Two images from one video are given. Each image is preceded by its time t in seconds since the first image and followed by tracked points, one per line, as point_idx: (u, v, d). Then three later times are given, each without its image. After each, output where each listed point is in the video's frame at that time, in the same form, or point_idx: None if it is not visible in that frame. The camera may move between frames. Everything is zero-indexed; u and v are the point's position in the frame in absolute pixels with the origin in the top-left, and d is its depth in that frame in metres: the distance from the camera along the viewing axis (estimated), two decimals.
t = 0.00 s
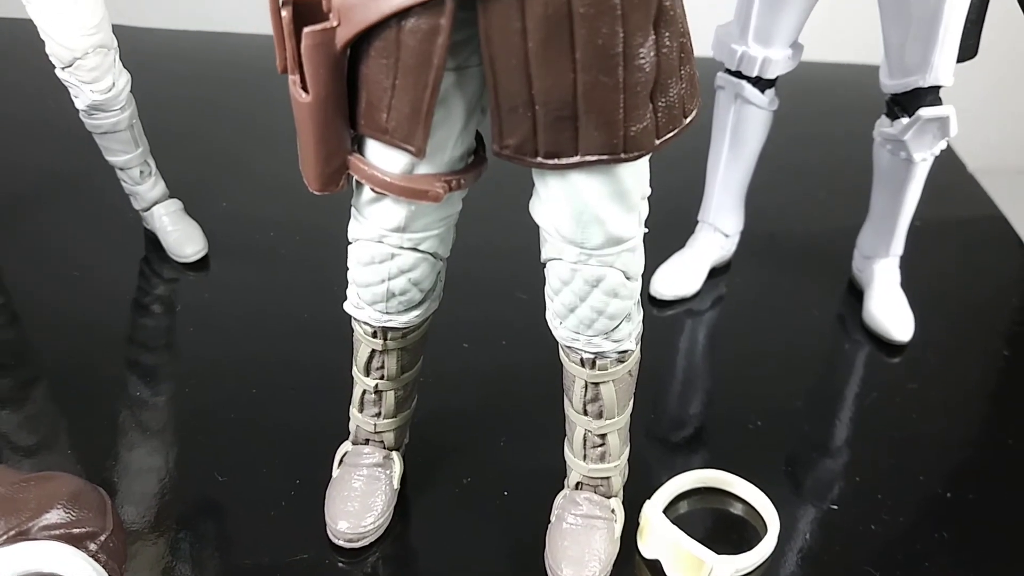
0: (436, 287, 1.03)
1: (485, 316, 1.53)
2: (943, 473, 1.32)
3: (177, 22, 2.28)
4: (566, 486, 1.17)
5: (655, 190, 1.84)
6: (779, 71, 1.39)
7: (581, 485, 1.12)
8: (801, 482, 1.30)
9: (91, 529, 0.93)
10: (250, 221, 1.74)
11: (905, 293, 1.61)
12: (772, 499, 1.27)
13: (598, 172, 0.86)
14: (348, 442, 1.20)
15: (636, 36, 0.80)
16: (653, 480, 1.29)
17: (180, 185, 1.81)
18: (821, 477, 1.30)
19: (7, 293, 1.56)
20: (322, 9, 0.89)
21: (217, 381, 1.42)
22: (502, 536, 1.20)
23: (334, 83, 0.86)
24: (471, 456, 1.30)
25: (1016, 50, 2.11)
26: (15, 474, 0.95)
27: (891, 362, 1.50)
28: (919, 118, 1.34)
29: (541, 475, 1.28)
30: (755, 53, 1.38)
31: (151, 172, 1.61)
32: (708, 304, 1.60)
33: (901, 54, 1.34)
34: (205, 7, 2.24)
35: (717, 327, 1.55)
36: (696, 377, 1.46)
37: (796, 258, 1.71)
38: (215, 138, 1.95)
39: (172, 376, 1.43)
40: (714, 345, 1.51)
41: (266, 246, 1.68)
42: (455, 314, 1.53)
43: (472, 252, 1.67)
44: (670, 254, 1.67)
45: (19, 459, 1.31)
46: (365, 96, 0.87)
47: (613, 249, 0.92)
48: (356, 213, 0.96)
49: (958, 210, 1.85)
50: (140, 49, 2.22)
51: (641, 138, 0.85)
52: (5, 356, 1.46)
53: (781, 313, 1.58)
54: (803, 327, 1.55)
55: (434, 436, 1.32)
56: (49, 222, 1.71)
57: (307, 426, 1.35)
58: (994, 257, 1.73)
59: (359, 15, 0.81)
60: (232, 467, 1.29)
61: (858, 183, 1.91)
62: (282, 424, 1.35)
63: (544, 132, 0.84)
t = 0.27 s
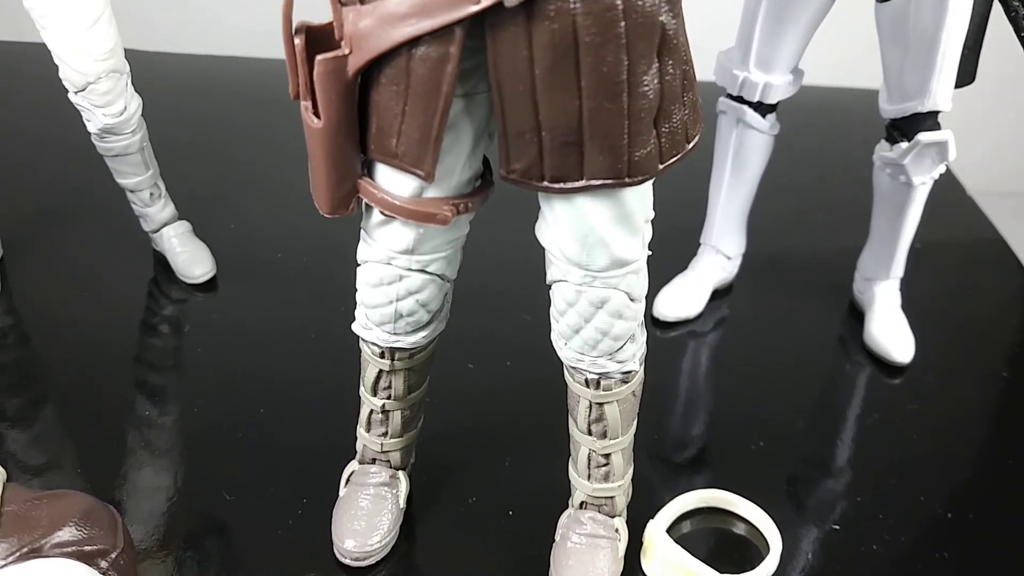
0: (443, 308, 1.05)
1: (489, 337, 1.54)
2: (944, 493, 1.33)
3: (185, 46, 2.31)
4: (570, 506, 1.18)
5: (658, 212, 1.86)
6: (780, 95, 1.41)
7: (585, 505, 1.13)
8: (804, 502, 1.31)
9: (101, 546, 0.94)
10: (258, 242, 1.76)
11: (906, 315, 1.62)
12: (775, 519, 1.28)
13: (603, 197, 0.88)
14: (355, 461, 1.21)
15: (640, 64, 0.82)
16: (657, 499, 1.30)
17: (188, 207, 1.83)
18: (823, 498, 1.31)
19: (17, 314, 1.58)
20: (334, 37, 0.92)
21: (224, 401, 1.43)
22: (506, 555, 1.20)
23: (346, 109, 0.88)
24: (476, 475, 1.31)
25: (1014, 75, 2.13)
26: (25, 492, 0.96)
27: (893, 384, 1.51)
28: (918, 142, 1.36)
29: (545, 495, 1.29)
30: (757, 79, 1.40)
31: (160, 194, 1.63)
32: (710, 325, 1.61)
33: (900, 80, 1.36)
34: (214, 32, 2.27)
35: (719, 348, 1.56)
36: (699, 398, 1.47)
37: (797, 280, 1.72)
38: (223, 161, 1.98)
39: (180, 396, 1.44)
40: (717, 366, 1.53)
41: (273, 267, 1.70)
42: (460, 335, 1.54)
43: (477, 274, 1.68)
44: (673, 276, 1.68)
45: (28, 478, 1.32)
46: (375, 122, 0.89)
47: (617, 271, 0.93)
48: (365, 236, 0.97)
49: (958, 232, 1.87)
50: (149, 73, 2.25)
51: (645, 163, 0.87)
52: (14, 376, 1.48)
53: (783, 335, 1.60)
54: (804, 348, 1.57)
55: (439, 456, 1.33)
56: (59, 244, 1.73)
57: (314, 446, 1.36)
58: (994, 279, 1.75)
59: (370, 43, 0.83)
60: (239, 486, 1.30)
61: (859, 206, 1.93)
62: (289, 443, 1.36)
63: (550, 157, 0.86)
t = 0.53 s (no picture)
0: (450, 330, 1.06)
1: (494, 358, 1.56)
2: (948, 515, 1.33)
3: (194, 70, 2.34)
4: (575, 526, 1.19)
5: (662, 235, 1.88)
6: (782, 120, 1.43)
7: (590, 525, 1.14)
8: (807, 523, 1.31)
9: (111, 565, 0.94)
10: (265, 264, 1.78)
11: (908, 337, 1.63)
12: (779, 540, 1.28)
13: (607, 220, 0.90)
14: (362, 481, 1.22)
15: (644, 91, 0.84)
16: (661, 520, 1.31)
17: (197, 230, 1.85)
18: (827, 519, 1.32)
19: (27, 335, 1.60)
20: (344, 65, 0.94)
21: (231, 421, 1.44)
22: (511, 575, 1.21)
23: (356, 134, 0.90)
24: (481, 495, 1.32)
25: (1014, 99, 2.15)
26: (38, 509, 0.97)
27: (895, 405, 1.52)
28: (918, 166, 1.38)
29: (550, 515, 1.29)
30: (759, 104, 1.42)
31: (170, 217, 1.65)
32: (713, 347, 1.62)
33: (900, 104, 1.38)
34: (223, 56, 2.31)
35: (723, 370, 1.57)
36: (703, 419, 1.48)
37: (800, 302, 1.73)
38: (232, 184, 2.00)
39: (188, 416, 1.45)
40: (721, 388, 1.54)
41: (281, 289, 1.71)
42: (465, 356, 1.56)
43: (482, 296, 1.70)
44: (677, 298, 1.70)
45: (36, 498, 1.33)
46: (385, 147, 0.91)
47: (621, 293, 0.95)
48: (374, 259, 0.99)
49: (959, 255, 1.89)
50: (159, 96, 2.28)
51: (649, 187, 0.89)
52: (23, 397, 1.49)
53: (786, 357, 1.61)
54: (807, 370, 1.58)
55: (444, 477, 1.34)
56: (69, 266, 1.75)
57: (320, 466, 1.37)
58: (995, 301, 1.76)
59: (381, 71, 0.85)
60: (246, 506, 1.31)
61: (860, 229, 1.94)
62: (295, 463, 1.37)
63: (556, 182, 0.88)
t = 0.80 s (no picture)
0: (451, 350, 1.07)
1: (495, 378, 1.56)
2: (948, 534, 1.33)
3: (199, 91, 2.37)
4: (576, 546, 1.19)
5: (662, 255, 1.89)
6: (780, 141, 1.44)
7: (590, 544, 1.14)
8: (808, 542, 1.32)
9: None
10: (268, 284, 1.79)
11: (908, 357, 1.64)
12: (780, 560, 1.28)
13: (607, 241, 0.91)
14: (363, 500, 1.22)
15: (642, 114, 0.85)
16: (662, 539, 1.31)
17: (200, 250, 1.87)
18: (828, 539, 1.32)
19: (31, 354, 1.60)
20: (347, 88, 0.95)
21: (234, 440, 1.45)
22: None
23: (358, 157, 0.91)
24: (483, 515, 1.32)
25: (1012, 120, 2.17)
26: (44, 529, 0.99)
27: (895, 425, 1.53)
28: (916, 187, 1.39)
29: (551, 535, 1.30)
30: (758, 125, 1.43)
31: (174, 237, 1.66)
32: (714, 367, 1.63)
33: (897, 126, 1.39)
34: (228, 78, 2.33)
35: (723, 390, 1.58)
36: (704, 439, 1.48)
37: (800, 321, 1.74)
38: (235, 204, 2.02)
39: (190, 435, 1.46)
40: (721, 407, 1.54)
41: (283, 308, 1.72)
42: (466, 375, 1.56)
43: (483, 315, 1.71)
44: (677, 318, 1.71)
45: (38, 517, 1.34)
46: (387, 169, 0.92)
47: (621, 313, 0.96)
48: (376, 279, 1.00)
49: (959, 275, 1.89)
50: (164, 117, 2.30)
51: (648, 209, 0.90)
52: (27, 416, 1.50)
53: (787, 376, 1.61)
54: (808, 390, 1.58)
55: (445, 496, 1.35)
56: (73, 285, 1.76)
57: (321, 485, 1.37)
58: (994, 321, 1.77)
59: (383, 94, 0.86)
60: (248, 525, 1.31)
61: (860, 248, 1.95)
62: (297, 483, 1.38)
63: (556, 204, 0.89)
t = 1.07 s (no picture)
0: (450, 369, 1.07)
1: (495, 396, 1.57)
2: (949, 553, 1.33)
3: (201, 110, 2.38)
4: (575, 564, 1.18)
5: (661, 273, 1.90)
6: (778, 160, 1.45)
7: (590, 563, 1.13)
8: (808, 561, 1.31)
9: None
10: (269, 302, 1.79)
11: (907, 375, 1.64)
12: None
13: (605, 260, 0.92)
14: (363, 519, 1.22)
15: (639, 135, 0.86)
16: (662, 558, 1.31)
17: (202, 268, 1.88)
18: (828, 558, 1.32)
19: (33, 373, 1.61)
20: (348, 109, 0.96)
21: (234, 459, 1.45)
22: None
23: (358, 177, 0.92)
24: (482, 534, 1.32)
25: (1009, 138, 2.18)
26: (43, 547, 0.99)
27: (895, 443, 1.53)
28: (914, 206, 1.39)
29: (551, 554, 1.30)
30: (755, 144, 1.44)
31: (175, 256, 1.67)
32: (714, 385, 1.63)
33: (894, 145, 1.40)
34: (230, 97, 2.34)
35: (723, 408, 1.58)
36: (704, 457, 1.48)
37: (800, 339, 1.74)
38: (237, 223, 2.03)
39: (190, 454, 1.46)
40: (721, 425, 1.54)
41: (284, 327, 1.73)
42: (466, 394, 1.57)
43: (483, 334, 1.71)
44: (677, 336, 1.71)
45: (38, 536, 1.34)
46: (387, 189, 0.93)
47: (619, 332, 0.96)
48: (376, 298, 1.01)
49: (958, 292, 1.90)
50: (166, 136, 2.32)
51: (646, 229, 0.90)
52: (27, 434, 1.50)
53: (786, 394, 1.61)
54: (808, 408, 1.58)
55: (445, 515, 1.34)
56: (75, 304, 1.77)
57: (321, 504, 1.37)
58: (993, 339, 1.77)
59: (383, 116, 0.87)
60: (248, 544, 1.31)
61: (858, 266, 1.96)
62: (297, 502, 1.38)
63: (554, 224, 0.89)
